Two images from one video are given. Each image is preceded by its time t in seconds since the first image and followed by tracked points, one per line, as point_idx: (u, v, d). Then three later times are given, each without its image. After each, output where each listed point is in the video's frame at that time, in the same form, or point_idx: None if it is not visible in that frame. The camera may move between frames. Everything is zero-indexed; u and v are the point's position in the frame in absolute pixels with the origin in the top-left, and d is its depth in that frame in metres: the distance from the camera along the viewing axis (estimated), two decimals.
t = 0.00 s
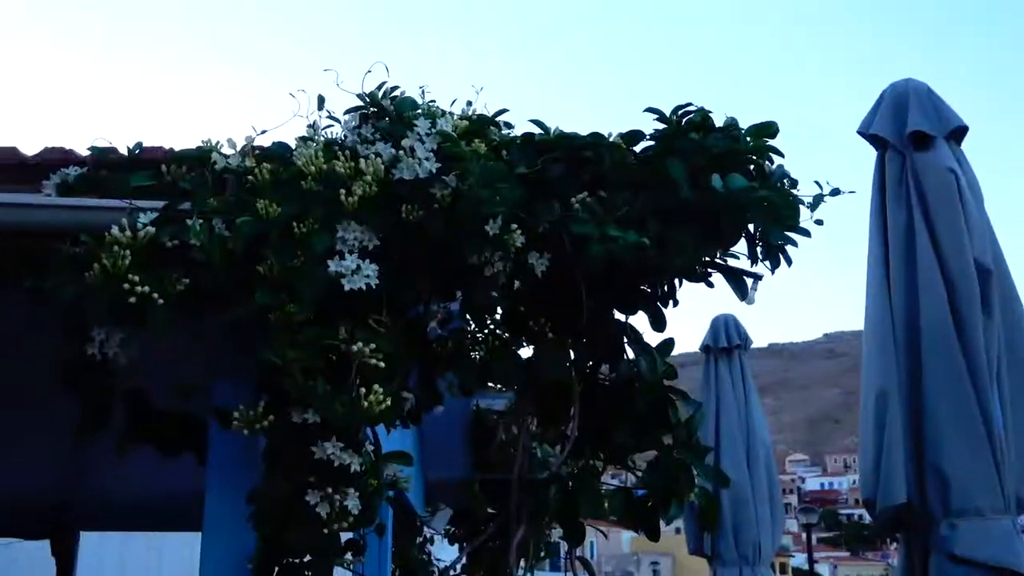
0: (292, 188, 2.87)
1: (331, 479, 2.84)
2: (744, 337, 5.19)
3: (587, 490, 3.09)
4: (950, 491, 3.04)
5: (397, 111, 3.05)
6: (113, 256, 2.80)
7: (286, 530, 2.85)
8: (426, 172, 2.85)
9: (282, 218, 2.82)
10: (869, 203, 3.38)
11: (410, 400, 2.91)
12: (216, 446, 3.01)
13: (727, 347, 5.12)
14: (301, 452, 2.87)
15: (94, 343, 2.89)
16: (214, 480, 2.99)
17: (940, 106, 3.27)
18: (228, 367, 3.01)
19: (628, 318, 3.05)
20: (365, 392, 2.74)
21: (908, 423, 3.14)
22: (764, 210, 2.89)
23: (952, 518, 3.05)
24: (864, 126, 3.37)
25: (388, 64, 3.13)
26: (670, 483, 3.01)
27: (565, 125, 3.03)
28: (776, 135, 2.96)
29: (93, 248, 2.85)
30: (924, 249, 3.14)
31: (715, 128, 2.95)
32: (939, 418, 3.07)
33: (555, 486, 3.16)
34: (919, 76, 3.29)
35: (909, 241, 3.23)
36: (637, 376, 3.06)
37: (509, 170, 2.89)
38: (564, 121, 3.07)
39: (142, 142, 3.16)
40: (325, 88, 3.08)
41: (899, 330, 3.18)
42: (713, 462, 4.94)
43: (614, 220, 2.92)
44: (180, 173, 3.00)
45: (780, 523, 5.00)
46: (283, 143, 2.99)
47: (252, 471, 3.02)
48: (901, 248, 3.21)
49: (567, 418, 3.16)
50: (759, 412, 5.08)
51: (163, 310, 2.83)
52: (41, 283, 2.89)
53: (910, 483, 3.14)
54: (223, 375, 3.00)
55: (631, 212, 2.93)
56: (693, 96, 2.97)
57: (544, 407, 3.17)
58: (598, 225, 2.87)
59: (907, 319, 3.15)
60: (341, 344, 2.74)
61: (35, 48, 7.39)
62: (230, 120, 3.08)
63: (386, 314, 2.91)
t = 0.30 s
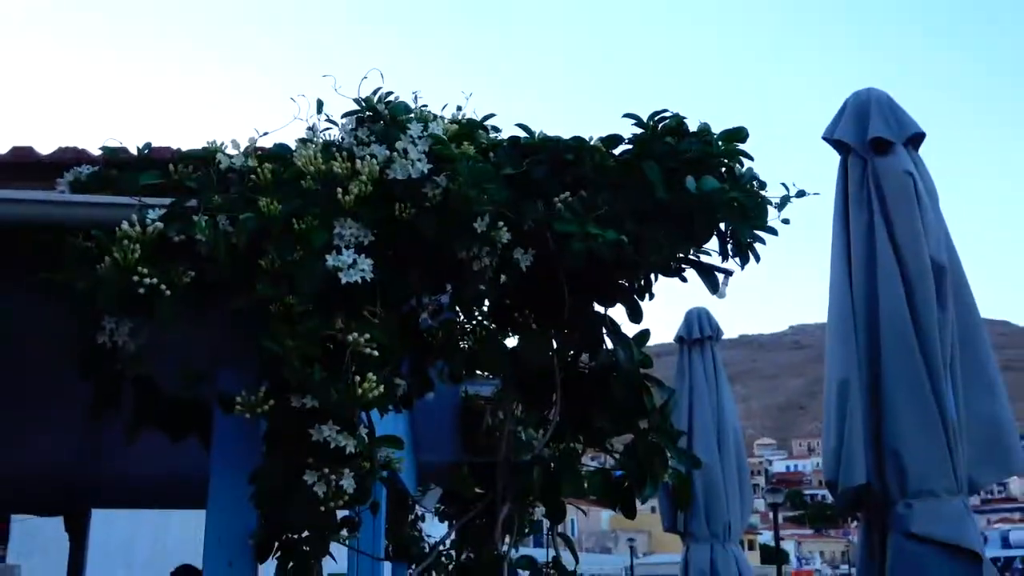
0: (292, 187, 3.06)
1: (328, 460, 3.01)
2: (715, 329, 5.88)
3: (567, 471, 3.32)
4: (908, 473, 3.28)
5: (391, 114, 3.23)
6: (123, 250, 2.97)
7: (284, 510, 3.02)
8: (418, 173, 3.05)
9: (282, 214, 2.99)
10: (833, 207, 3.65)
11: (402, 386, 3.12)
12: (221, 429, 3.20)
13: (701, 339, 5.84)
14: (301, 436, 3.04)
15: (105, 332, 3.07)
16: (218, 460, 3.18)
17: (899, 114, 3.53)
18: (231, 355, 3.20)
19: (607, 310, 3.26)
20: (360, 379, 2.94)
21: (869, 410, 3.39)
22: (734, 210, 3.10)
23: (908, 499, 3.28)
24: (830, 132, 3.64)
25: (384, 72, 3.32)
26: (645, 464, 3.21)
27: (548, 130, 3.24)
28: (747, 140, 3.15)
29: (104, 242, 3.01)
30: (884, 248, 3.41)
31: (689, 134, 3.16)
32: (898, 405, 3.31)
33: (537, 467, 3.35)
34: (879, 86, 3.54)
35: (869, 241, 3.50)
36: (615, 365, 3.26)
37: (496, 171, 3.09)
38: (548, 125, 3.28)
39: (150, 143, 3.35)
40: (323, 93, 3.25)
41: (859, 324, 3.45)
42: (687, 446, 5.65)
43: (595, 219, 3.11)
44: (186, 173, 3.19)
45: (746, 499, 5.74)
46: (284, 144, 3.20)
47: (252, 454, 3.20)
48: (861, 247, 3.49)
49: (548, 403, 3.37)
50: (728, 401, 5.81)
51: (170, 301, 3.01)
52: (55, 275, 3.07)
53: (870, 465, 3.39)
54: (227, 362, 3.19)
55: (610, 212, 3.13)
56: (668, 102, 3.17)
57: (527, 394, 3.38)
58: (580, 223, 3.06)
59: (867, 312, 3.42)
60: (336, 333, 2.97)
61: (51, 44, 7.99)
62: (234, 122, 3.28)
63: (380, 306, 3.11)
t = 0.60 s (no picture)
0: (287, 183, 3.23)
1: (319, 441, 3.18)
2: (690, 319, 6.28)
3: (549, 451, 3.50)
4: (868, 454, 3.48)
5: (382, 114, 3.39)
6: (125, 242, 3.14)
7: (278, 488, 3.18)
8: (407, 169, 3.22)
9: (278, 208, 3.16)
10: (802, 205, 3.88)
11: (391, 371, 3.27)
12: (219, 412, 3.36)
13: (676, 329, 6.22)
14: (295, 418, 3.20)
15: (107, 320, 3.21)
16: (216, 441, 3.33)
17: (865, 117, 3.75)
18: (228, 342, 3.35)
19: (584, 300, 3.44)
20: (351, 364, 3.10)
21: (833, 395, 3.60)
22: (705, 205, 3.29)
23: (870, 479, 3.47)
24: (798, 134, 3.87)
25: (374, 73, 3.51)
26: (621, 445, 3.40)
27: (530, 129, 3.41)
28: (719, 139, 3.30)
29: (106, 234, 3.19)
30: (848, 243, 3.61)
31: (664, 133, 3.33)
32: (859, 390, 3.51)
33: (520, 448, 3.54)
34: (846, 90, 3.77)
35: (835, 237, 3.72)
36: (594, 353, 3.49)
37: (480, 169, 3.26)
38: (530, 124, 3.45)
39: (152, 140, 3.57)
40: (316, 94, 3.42)
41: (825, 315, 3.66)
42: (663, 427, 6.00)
43: (574, 213, 3.25)
44: (186, 168, 3.34)
45: (718, 480, 6.14)
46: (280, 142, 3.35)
47: (249, 437, 3.37)
48: (827, 243, 3.70)
49: (530, 387, 3.55)
50: (702, 387, 6.19)
51: (169, 290, 3.17)
52: (60, 266, 3.22)
53: (833, 447, 3.58)
54: (224, 348, 3.34)
55: (588, 207, 3.27)
56: (645, 103, 3.34)
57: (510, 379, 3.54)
58: (561, 218, 3.20)
59: (832, 303, 3.63)
60: (329, 321, 3.11)
61: (43, 44, 8.10)
62: (231, 120, 3.43)
63: (370, 295, 3.29)
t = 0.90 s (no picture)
0: (283, 177, 3.39)
1: (313, 422, 3.35)
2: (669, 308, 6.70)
3: (531, 432, 3.67)
4: (835, 436, 3.67)
5: (373, 111, 3.55)
6: (126, 232, 3.28)
7: (275, 468, 3.33)
8: (397, 162, 3.37)
9: (273, 201, 3.33)
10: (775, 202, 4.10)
11: (382, 356, 3.43)
12: (217, 394, 3.51)
13: (656, 318, 6.62)
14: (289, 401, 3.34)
15: (110, 307, 3.36)
16: (215, 423, 3.48)
17: (834, 117, 3.98)
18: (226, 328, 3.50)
19: (567, 289, 3.62)
20: (343, 349, 3.26)
21: (802, 380, 3.80)
22: (682, 199, 3.45)
23: (838, 459, 3.66)
24: (771, 133, 4.10)
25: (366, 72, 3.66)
26: (601, 426, 3.57)
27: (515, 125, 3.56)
28: (694, 137, 3.51)
29: (109, 224, 3.32)
30: (817, 235, 3.82)
31: (642, 130, 3.49)
32: (827, 375, 3.71)
33: (505, 429, 3.71)
34: (816, 92, 4.00)
35: (806, 230, 3.93)
36: (574, 339, 3.63)
37: (467, 163, 3.42)
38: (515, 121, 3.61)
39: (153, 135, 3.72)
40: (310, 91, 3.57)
41: (794, 304, 3.88)
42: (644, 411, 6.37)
43: (556, 205, 3.42)
44: (186, 161, 3.49)
45: (695, 461, 6.51)
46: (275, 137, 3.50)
47: (245, 418, 3.52)
48: (798, 236, 3.92)
49: (514, 372, 3.72)
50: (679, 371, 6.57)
51: (169, 278, 3.32)
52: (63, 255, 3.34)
53: (803, 430, 3.77)
54: (222, 334, 3.49)
55: (570, 200, 3.45)
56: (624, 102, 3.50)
57: (495, 364, 3.71)
58: (543, 210, 3.36)
59: (802, 292, 3.83)
60: (323, 308, 3.27)
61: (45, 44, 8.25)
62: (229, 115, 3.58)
63: (362, 284, 3.45)
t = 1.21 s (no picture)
0: (278, 168, 3.54)
1: (308, 405, 3.43)
2: (649, 300, 7.72)
3: (517, 415, 3.81)
4: (806, 419, 3.85)
5: (366, 106, 3.69)
6: (128, 221, 3.40)
7: (272, 447, 3.48)
8: (389, 155, 3.56)
9: (270, 191, 3.48)
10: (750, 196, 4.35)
11: (374, 340, 3.60)
12: (217, 377, 3.67)
13: (637, 308, 7.66)
14: (284, 384, 3.48)
15: (113, 294, 3.49)
16: (214, 405, 3.64)
17: (807, 116, 4.20)
18: (223, 314, 3.65)
19: (551, 277, 3.79)
20: (336, 334, 3.40)
21: (776, 365, 3.99)
22: (662, 191, 3.59)
23: (808, 441, 3.84)
24: (748, 130, 4.33)
25: (358, 68, 3.80)
26: (584, 408, 3.74)
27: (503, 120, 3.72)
28: (673, 132, 3.65)
29: (112, 213, 3.44)
30: (790, 227, 4.03)
31: (623, 126, 3.65)
32: (799, 360, 3.89)
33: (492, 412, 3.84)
34: (790, 92, 4.22)
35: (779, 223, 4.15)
36: (558, 325, 3.77)
37: (455, 156, 3.55)
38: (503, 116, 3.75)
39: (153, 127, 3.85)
40: (304, 86, 3.69)
41: (768, 293, 4.08)
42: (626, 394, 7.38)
43: (542, 196, 3.58)
44: (185, 154, 3.63)
45: (674, 443, 7.56)
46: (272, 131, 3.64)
47: (242, 400, 3.68)
48: (772, 228, 4.12)
49: (501, 357, 3.89)
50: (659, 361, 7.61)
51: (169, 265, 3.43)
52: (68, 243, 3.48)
53: (777, 413, 3.96)
54: (223, 320, 3.66)
55: (555, 191, 3.60)
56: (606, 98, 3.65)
57: (483, 350, 3.87)
58: (529, 202, 3.47)
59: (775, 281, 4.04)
60: (317, 295, 3.40)
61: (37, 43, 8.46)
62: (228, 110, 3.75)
63: (355, 272, 3.61)
